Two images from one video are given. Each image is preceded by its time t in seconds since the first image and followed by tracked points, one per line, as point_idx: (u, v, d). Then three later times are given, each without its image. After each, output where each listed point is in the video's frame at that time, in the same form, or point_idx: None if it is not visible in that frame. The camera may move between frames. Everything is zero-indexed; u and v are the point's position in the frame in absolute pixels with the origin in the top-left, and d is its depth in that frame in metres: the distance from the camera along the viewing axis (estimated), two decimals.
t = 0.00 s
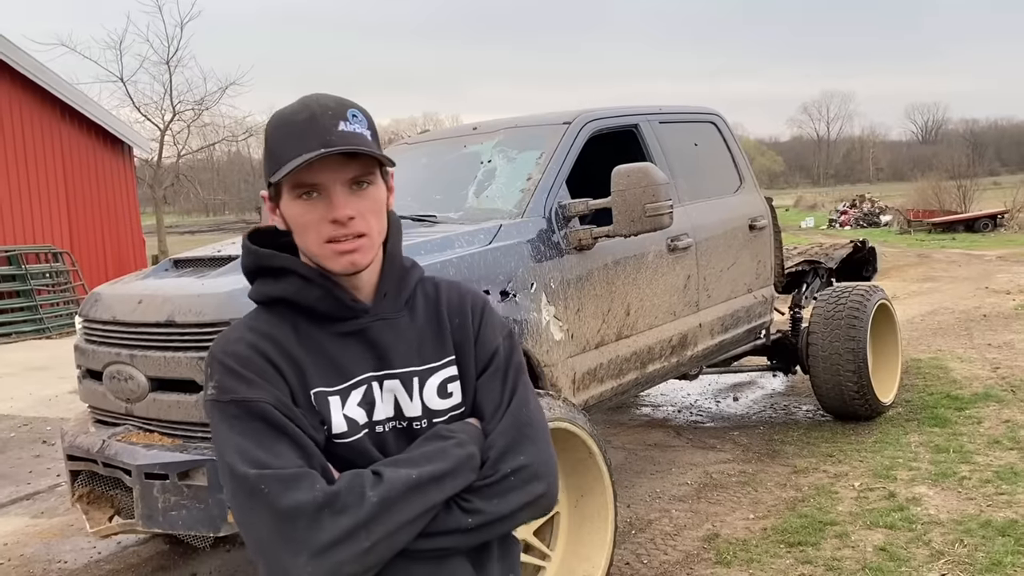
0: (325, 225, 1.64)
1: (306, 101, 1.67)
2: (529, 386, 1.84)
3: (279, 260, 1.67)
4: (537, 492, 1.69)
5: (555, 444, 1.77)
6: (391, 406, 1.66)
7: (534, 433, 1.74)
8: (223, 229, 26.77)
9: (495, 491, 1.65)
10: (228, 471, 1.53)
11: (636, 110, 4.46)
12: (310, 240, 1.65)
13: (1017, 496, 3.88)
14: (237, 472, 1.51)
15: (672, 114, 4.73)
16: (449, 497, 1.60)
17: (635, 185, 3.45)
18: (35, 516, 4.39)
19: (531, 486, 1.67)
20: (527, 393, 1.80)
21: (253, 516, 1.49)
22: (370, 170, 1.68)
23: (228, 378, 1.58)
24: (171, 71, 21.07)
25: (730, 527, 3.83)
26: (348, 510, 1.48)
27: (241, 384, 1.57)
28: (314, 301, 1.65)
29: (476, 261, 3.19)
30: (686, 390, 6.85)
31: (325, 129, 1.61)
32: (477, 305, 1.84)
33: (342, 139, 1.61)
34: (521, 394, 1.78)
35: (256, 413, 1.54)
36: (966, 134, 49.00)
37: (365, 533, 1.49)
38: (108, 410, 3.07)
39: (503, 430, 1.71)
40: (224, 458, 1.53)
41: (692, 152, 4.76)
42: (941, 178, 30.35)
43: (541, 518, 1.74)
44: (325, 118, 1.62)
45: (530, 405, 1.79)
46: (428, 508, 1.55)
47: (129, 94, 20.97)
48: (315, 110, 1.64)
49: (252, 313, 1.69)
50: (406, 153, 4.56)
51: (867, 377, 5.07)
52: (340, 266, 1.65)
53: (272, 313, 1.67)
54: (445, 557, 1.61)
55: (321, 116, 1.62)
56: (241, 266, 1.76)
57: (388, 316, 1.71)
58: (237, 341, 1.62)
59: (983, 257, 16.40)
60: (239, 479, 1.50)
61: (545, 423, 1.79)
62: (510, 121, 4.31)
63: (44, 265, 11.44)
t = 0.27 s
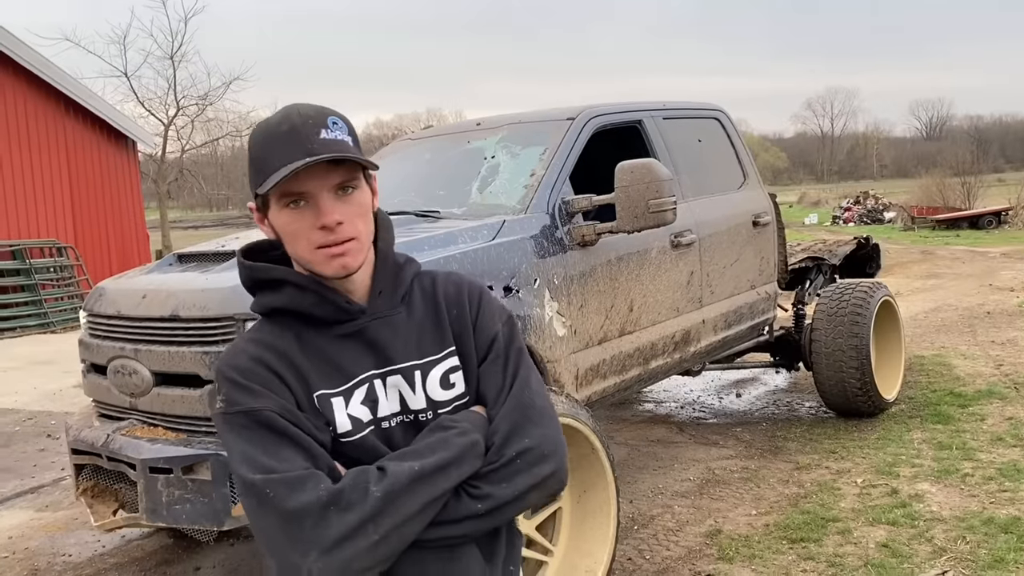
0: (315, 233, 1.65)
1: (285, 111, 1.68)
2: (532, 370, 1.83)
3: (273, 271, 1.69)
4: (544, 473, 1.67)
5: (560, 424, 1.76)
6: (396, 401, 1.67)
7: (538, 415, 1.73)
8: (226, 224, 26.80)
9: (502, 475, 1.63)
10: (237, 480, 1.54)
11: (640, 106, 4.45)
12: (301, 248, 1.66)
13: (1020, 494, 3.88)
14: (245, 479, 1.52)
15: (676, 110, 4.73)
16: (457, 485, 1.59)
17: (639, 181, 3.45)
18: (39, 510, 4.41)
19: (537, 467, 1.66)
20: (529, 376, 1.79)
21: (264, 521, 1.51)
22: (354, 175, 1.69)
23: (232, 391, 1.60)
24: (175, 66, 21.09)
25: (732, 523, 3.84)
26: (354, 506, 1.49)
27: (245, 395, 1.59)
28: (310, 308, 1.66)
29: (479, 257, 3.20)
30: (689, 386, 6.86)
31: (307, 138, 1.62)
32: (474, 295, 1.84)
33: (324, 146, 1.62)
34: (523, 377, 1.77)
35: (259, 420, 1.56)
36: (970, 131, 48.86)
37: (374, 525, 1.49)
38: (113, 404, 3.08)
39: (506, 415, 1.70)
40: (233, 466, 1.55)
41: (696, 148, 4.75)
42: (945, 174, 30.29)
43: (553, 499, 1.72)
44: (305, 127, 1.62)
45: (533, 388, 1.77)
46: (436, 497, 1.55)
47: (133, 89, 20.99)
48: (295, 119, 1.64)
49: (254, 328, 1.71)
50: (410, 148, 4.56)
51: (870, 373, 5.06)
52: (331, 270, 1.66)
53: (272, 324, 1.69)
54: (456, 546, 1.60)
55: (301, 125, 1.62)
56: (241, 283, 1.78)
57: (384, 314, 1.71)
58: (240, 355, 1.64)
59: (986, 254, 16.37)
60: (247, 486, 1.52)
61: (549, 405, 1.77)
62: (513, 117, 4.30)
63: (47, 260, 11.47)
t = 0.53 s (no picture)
0: (315, 205, 1.64)
1: (287, 89, 1.68)
2: (520, 347, 1.85)
3: (271, 241, 1.67)
4: (532, 442, 1.69)
5: (547, 398, 1.79)
6: (392, 369, 1.68)
7: (527, 387, 1.76)
8: (240, 203, 26.88)
9: (492, 443, 1.66)
10: (237, 439, 1.52)
11: (657, 85, 4.41)
12: (301, 220, 1.65)
13: None
14: (246, 436, 1.50)
15: (693, 88, 4.68)
16: (450, 450, 1.61)
17: (655, 160, 3.42)
18: (58, 484, 4.47)
19: (527, 436, 1.69)
20: (518, 351, 1.82)
21: (264, 478, 1.49)
22: (354, 150, 1.69)
23: (231, 352, 1.57)
24: (190, 45, 21.09)
25: (745, 504, 3.83)
26: (354, 463, 1.49)
27: (246, 356, 1.56)
28: (308, 277, 1.65)
29: (493, 235, 3.18)
30: (702, 367, 6.84)
31: (307, 113, 1.62)
32: (466, 273, 1.86)
33: (325, 120, 1.62)
34: (513, 352, 1.80)
35: (261, 380, 1.54)
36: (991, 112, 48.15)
37: (372, 483, 1.50)
38: (129, 380, 3.11)
39: (497, 386, 1.72)
40: (232, 426, 1.53)
41: (713, 128, 4.71)
42: (965, 156, 29.89)
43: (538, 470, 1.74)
44: (307, 104, 1.63)
45: (522, 363, 1.80)
46: (430, 460, 1.56)
47: (148, 68, 21.02)
48: (296, 95, 1.64)
49: (251, 299, 1.69)
50: (425, 127, 4.54)
51: (886, 356, 5.03)
52: (331, 242, 1.65)
53: (269, 292, 1.68)
54: (448, 511, 1.62)
55: (302, 100, 1.62)
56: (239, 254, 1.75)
57: (381, 287, 1.72)
58: (239, 319, 1.62)
59: (1006, 237, 16.19)
60: (248, 442, 1.50)
61: (536, 380, 1.80)
62: (528, 95, 4.27)
63: (65, 238, 11.55)
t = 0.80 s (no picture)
0: (314, 205, 1.64)
1: (283, 88, 1.68)
2: (522, 347, 1.85)
3: (270, 245, 1.67)
4: (536, 444, 1.69)
5: (550, 399, 1.79)
6: (392, 373, 1.68)
7: (530, 389, 1.75)
8: (242, 200, 26.89)
9: (495, 447, 1.65)
10: (238, 449, 1.52)
11: (660, 82, 4.40)
12: (300, 221, 1.65)
13: None
14: (248, 448, 1.50)
15: (695, 85, 4.67)
16: (453, 455, 1.61)
17: (657, 157, 3.41)
18: (61, 480, 4.48)
19: (530, 440, 1.69)
20: (520, 351, 1.82)
21: (267, 489, 1.49)
22: (352, 149, 1.68)
23: (231, 361, 1.58)
24: (192, 42, 21.10)
25: (748, 501, 3.83)
26: (357, 473, 1.49)
27: (245, 365, 1.57)
28: (308, 281, 1.65)
29: (495, 233, 3.18)
30: (704, 365, 6.84)
31: (305, 112, 1.62)
32: (467, 272, 1.86)
33: (323, 119, 1.62)
34: (515, 352, 1.80)
35: (261, 389, 1.55)
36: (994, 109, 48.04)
37: (376, 493, 1.50)
38: (132, 377, 3.11)
39: (500, 389, 1.72)
40: (234, 436, 1.53)
41: (715, 125, 4.70)
42: (968, 153, 29.84)
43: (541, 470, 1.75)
44: (304, 103, 1.62)
45: (525, 363, 1.80)
46: (433, 467, 1.56)
47: (150, 65, 21.03)
48: (293, 95, 1.64)
49: (251, 303, 1.70)
50: (427, 124, 4.54)
51: (889, 353, 5.02)
52: (330, 243, 1.65)
53: (270, 297, 1.68)
54: (452, 515, 1.62)
55: (299, 100, 1.62)
56: (237, 257, 1.76)
57: (382, 290, 1.72)
58: (239, 326, 1.62)
59: (1008, 234, 16.16)
60: (251, 453, 1.50)
61: (538, 381, 1.80)
62: (531, 92, 4.27)
63: (67, 235, 11.56)
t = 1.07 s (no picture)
0: (326, 203, 1.63)
1: (298, 81, 1.66)
2: (525, 355, 1.86)
3: (274, 242, 1.67)
4: (533, 460, 1.69)
5: (550, 413, 1.79)
6: (391, 381, 1.68)
7: (530, 402, 1.75)
8: (244, 198, 26.89)
9: (491, 462, 1.65)
10: (232, 457, 1.52)
11: (661, 80, 4.40)
12: (310, 217, 1.63)
13: None
14: (239, 458, 1.50)
15: (697, 83, 4.66)
16: (448, 469, 1.61)
17: (658, 155, 3.41)
18: (63, 478, 4.49)
19: (527, 456, 1.68)
20: (522, 361, 1.82)
21: (258, 500, 1.50)
22: (365, 147, 1.68)
23: (229, 363, 1.58)
24: (194, 40, 21.10)
25: (749, 499, 3.83)
26: (349, 490, 1.49)
27: (243, 369, 1.57)
28: (309, 283, 1.65)
29: (496, 231, 3.18)
30: (706, 363, 6.84)
31: (322, 107, 1.61)
32: (473, 276, 1.86)
33: (340, 115, 1.61)
34: (518, 362, 1.80)
35: (257, 397, 1.54)
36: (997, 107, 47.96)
37: (367, 509, 1.50)
38: (133, 375, 3.11)
39: (500, 402, 1.72)
40: (229, 441, 1.53)
41: (717, 123, 4.69)
42: (970, 151, 29.78)
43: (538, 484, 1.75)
44: (321, 97, 1.61)
45: (527, 374, 1.80)
46: (427, 483, 1.56)
47: (152, 62, 21.04)
48: (309, 89, 1.63)
49: (252, 298, 1.69)
50: (429, 122, 4.54)
51: (890, 352, 5.02)
52: (341, 241, 1.64)
53: (271, 296, 1.68)
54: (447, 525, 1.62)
55: (316, 94, 1.61)
56: (241, 252, 1.76)
57: (384, 294, 1.72)
58: (238, 326, 1.62)
59: (1010, 232, 16.14)
60: (243, 464, 1.50)
61: (540, 394, 1.80)
62: (532, 90, 4.26)
63: (69, 233, 11.57)
